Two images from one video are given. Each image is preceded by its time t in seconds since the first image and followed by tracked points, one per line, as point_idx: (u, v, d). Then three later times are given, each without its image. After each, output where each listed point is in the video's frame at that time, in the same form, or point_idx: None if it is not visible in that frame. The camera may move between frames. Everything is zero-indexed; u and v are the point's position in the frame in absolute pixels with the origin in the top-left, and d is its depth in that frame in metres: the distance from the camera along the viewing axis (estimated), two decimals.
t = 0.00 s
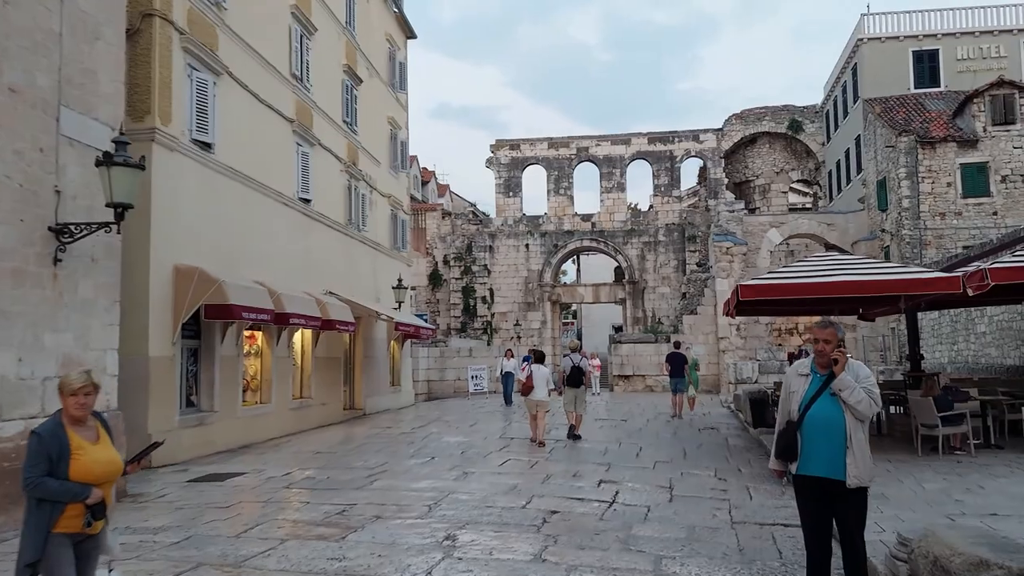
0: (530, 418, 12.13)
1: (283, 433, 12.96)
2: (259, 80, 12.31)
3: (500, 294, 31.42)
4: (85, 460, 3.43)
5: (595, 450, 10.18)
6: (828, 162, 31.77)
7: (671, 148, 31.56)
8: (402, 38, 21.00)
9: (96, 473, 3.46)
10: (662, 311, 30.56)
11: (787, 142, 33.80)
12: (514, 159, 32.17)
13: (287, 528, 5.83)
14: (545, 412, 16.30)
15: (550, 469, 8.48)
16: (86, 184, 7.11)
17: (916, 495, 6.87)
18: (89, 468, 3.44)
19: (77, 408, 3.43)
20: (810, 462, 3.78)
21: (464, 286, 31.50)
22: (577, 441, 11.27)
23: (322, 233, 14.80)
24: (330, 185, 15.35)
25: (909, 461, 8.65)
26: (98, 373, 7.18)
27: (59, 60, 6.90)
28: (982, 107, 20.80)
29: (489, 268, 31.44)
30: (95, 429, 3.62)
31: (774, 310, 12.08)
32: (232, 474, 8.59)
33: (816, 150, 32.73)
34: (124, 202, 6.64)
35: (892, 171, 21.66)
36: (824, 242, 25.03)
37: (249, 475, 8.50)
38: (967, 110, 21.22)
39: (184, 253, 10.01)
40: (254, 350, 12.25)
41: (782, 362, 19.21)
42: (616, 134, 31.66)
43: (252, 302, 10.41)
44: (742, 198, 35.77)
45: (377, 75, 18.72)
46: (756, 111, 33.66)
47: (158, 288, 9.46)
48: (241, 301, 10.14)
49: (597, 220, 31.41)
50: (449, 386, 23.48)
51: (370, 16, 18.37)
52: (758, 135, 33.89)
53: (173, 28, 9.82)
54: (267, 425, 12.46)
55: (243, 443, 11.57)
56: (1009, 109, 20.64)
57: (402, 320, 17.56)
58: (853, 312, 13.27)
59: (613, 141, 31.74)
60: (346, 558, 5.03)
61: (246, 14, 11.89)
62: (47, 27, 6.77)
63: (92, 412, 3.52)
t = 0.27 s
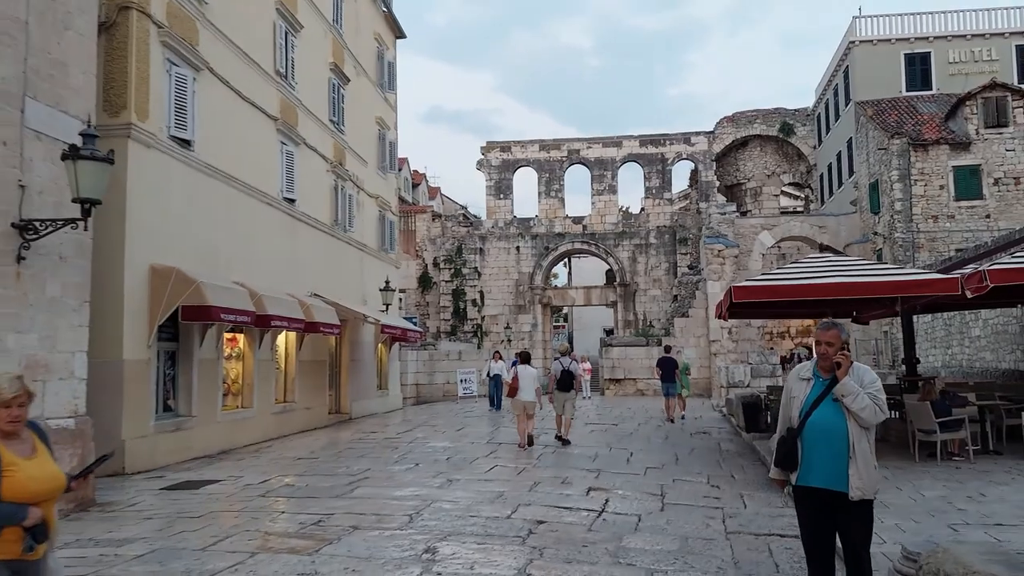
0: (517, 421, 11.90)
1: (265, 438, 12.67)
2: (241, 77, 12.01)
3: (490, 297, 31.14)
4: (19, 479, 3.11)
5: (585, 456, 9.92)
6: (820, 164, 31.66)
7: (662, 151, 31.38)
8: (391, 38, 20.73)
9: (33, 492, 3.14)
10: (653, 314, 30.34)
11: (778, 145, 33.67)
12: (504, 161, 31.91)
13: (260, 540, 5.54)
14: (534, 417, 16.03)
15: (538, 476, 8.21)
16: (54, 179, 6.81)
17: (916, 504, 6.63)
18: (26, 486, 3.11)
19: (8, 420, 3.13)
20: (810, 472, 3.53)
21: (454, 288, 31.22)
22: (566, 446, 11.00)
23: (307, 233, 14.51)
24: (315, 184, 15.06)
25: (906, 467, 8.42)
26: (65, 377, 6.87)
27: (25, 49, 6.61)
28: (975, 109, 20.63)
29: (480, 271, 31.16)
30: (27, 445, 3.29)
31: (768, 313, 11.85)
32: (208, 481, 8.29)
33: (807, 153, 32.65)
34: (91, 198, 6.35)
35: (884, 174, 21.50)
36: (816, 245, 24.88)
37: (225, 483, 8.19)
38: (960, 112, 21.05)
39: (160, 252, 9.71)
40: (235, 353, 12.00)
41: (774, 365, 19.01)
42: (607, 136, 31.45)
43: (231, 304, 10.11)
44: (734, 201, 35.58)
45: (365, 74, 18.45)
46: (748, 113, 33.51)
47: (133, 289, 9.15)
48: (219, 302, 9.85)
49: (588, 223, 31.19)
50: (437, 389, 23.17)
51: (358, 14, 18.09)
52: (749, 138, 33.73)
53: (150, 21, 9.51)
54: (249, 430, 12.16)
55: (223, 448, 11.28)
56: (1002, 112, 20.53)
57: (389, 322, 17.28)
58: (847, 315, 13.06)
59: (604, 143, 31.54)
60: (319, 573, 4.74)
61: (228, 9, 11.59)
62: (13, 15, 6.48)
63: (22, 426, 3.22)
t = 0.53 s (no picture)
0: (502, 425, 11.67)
1: (244, 443, 12.36)
2: (220, 72, 11.72)
3: (478, 300, 30.89)
4: None
5: (571, 461, 9.67)
6: (808, 168, 31.62)
7: (651, 154, 31.23)
8: (377, 37, 20.48)
9: None
10: (641, 317, 30.15)
11: (766, 148, 33.60)
12: (492, 163, 31.67)
13: (228, 551, 5.25)
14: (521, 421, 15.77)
15: (522, 483, 7.95)
16: (16, 173, 6.52)
17: (912, 511, 6.41)
18: None
19: None
20: (808, 480, 3.30)
21: (441, 291, 30.94)
22: (552, 451, 10.75)
23: (289, 233, 14.22)
24: (298, 184, 14.78)
25: (900, 472, 8.21)
26: (27, 379, 6.56)
27: None
28: (963, 112, 20.54)
29: (467, 273, 30.90)
30: None
31: (758, 315, 11.65)
32: (179, 489, 7.98)
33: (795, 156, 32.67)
34: (54, 192, 6.05)
35: (873, 176, 21.40)
36: (805, 248, 24.77)
37: (198, 490, 7.89)
38: (948, 115, 20.97)
39: (134, 251, 9.41)
40: (213, 356, 11.70)
41: (763, 369, 18.84)
42: (595, 139, 31.27)
43: (207, 305, 9.82)
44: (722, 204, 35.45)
45: (350, 73, 18.17)
46: (736, 117, 33.44)
47: (105, 288, 8.86)
48: (195, 303, 9.55)
49: (577, 225, 30.99)
50: (424, 393, 22.88)
51: (343, 12, 17.81)
52: (738, 141, 33.67)
53: (124, 12, 9.22)
54: (227, 434, 11.85)
55: (200, 453, 10.98)
56: (990, 115, 20.45)
57: (374, 325, 17.00)
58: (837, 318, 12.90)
59: (593, 145, 31.36)
60: None
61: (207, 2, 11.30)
62: None
63: None
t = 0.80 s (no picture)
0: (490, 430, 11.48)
1: (223, 448, 12.06)
2: (197, 68, 11.44)
3: (464, 303, 30.65)
4: None
5: (558, 467, 9.42)
6: (795, 171, 31.60)
7: (638, 156, 31.08)
8: (362, 36, 20.22)
9: None
10: (629, 320, 29.98)
11: (754, 151, 33.53)
12: (479, 165, 31.43)
13: (196, 566, 4.99)
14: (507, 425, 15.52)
15: (507, 490, 7.71)
16: None
17: (909, 520, 6.20)
18: None
19: None
20: (812, 492, 3.07)
21: (427, 294, 30.65)
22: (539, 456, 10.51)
23: (271, 234, 13.93)
24: (279, 183, 14.48)
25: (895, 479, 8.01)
26: None
27: None
28: (951, 115, 20.48)
29: (453, 276, 30.64)
30: None
31: (748, 318, 11.48)
32: (151, 498, 7.69)
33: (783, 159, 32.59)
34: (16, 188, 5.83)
35: (861, 179, 21.31)
36: (793, 251, 24.70)
37: (170, 500, 7.60)
38: (936, 118, 20.91)
39: (107, 252, 9.11)
40: (191, 359, 11.41)
41: (752, 372, 18.67)
42: (583, 141, 31.10)
43: (181, 307, 9.52)
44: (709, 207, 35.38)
45: (334, 72, 17.90)
46: (724, 119, 33.37)
47: (75, 290, 8.56)
48: (169, 305, 9.26)
49: (564, 228, 30.81)
50: (409, 397, 22.60)
51: (327, 9, 17.53)
52: (725, 144, 33.60)
53: (96, 4, 8.93)
54: (205, 440, 11.54)
55: (177, 460, 10.68)
56: (978, 118, 20.40)
57: (357, 328, 16.71)
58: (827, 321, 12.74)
59: (580, 148, 31.19)
60: None
61: None
62: None
63: None
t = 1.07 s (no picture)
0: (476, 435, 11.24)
1: (198, 454, 11.69)
2: (172, 62, 11.10)
3: (449, 305, 30.33)
4: None
5: (545, 474, 9.14)
6: (781, 174, 31.55)
7: (625, 159, 30.90)
8: (345, 34, 19.89)
9: None
10: (615, 323, 29.76)
11: (740, 153, 33.43)
12: (464, 166, 31.12)
13: None
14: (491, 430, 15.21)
15: (492, 500, 7.41)
16: None
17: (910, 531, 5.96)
18: None
19: None
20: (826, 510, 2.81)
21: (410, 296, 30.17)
22: (525, 462, 10.23)
23: (249, 235, 13.57)
24: (258, 182, 14.13)
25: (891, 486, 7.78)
26: None
27: None
28: (939, 117, 20.42)
29: (438, 278, 30.31)
30: None
31: (738, 320, 11.26)
32: (119, 508, 7.33)
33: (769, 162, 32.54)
34: None
35: (848, 182, 21.19)
36: (779, 254, 24.57)
37: (139, 510, 7.25)
38: (923, 120, 20.83)
39: (76, 251, 8.76)
40: (165, 363, 11.06)
41: (739, 375, 18.48)
42: (568, 143, 30.87)
43: (154, 308, 9.17)
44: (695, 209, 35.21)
45: (316, 69, 17.56)
46: (710, 122, 33.26)
47: (42, 290, 8.20)
48: (141, 306, 8.91)
49: (550, 230, 30.57)
50: (393, 401, 22.25)
51: (308, 5, 17.19)
52: (711, 147, 33.47)
53: None
54: (180, 446, 11.18)
55: (150, 467, 10.32)
56: (965, 120, 20.33)
57: (339, 330, 16.37)
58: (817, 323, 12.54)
59: (566, 149, 30.95)
60: None
61: None
62: None
63: None
